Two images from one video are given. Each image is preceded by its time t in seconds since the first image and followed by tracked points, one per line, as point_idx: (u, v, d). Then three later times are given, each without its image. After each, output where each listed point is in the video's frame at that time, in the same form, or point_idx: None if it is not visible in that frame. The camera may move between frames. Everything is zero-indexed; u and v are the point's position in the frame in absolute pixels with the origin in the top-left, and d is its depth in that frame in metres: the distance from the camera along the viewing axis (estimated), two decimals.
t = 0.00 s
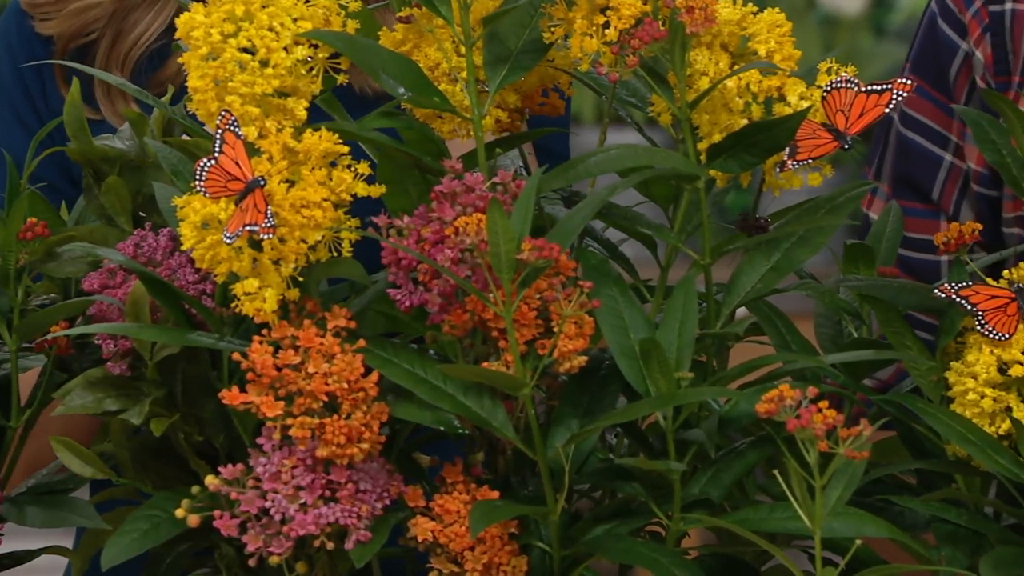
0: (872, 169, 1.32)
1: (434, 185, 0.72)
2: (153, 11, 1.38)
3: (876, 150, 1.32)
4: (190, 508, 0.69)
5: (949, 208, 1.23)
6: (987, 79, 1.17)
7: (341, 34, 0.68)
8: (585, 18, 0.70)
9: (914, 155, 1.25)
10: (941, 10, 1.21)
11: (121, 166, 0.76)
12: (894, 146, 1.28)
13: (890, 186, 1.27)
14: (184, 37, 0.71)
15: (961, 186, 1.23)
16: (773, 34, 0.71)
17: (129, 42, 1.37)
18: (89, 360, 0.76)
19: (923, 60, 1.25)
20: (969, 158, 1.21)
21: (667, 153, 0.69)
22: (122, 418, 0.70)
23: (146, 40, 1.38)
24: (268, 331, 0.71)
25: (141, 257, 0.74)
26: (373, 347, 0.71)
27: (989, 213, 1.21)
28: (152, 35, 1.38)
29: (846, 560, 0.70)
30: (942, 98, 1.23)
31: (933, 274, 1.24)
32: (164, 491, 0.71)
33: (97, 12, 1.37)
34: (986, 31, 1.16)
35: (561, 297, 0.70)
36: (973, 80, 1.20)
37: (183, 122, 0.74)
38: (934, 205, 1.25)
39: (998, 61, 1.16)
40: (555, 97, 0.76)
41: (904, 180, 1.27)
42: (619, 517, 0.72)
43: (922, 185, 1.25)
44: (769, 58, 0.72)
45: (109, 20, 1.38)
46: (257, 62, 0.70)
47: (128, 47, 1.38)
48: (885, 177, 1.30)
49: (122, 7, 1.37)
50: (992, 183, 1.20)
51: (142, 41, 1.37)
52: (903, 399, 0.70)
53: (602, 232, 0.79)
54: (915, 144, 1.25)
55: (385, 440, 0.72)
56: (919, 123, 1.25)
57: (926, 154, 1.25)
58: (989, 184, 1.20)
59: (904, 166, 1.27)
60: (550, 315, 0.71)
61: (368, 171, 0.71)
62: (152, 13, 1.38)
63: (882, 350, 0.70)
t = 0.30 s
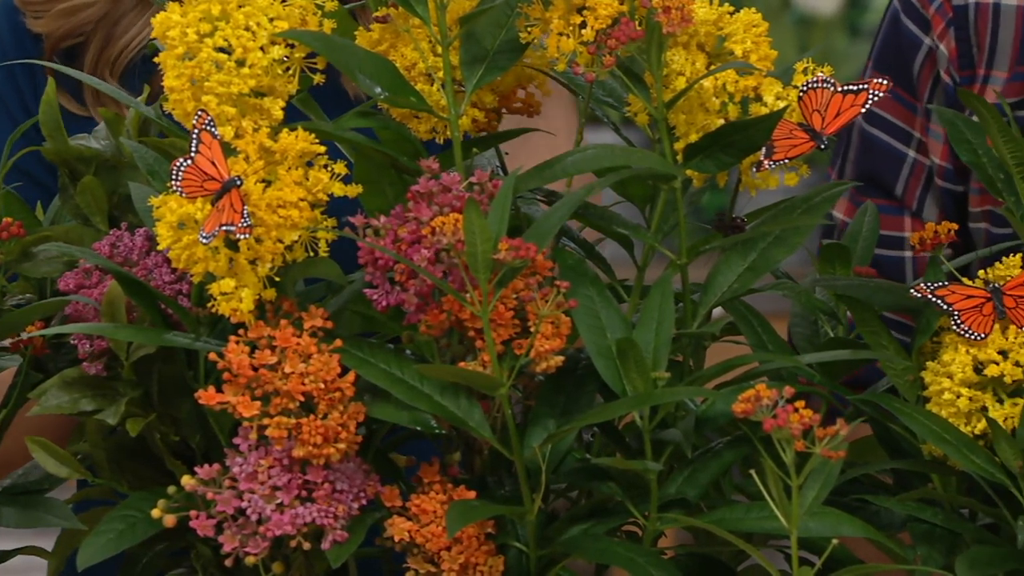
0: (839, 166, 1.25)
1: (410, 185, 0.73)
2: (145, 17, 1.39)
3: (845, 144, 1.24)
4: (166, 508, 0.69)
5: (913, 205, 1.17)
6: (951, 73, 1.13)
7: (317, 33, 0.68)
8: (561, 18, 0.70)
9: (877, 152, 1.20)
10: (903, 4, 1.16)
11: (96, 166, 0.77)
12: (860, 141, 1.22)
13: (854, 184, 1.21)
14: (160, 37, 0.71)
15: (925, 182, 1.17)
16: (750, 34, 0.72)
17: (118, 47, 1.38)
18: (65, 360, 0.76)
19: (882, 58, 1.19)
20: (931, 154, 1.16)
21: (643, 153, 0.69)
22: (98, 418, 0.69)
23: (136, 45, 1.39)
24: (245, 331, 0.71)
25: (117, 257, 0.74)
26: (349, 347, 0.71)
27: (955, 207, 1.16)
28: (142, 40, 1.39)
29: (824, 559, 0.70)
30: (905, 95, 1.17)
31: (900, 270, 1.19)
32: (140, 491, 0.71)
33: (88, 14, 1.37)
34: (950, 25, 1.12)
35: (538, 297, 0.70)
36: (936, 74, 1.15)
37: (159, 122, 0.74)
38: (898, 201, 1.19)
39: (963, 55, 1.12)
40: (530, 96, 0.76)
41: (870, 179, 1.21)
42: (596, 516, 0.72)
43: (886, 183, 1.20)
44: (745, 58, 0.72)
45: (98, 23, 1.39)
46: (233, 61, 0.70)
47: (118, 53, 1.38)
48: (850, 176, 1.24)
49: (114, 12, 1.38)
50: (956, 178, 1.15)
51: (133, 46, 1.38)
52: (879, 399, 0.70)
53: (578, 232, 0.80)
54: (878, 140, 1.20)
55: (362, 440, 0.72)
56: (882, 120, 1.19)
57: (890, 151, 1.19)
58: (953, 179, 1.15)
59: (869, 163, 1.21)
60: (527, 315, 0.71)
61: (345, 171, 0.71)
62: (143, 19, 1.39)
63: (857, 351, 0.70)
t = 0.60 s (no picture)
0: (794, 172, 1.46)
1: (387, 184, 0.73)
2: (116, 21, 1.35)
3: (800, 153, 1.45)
4: (142, 509, 0.69)
5: (874, 201, 1.37)
6: (910, 69, 1.36)
7: (294, 32, 0.68)
8: (538, 18, 0.71)
9: (838, 152, 1.40)
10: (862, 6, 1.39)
11: (72, 166, 0.77)
12: (815, 145, 1.42)
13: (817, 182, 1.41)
14: (136, 36, 0.71)
15: (883, 181, 1.38)
16: (725, 34, 0.72)
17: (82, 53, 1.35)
18: (41, 360, 0.76)
19: (841, 53, 1.41)
20: (892, 151, 1.37)
21: (620, 153, 0.69)
22: (73, 418, 0.69)
23: (103, 50, 1.35)
24: (221, 331, 0.71)
25: (93, 257, 0.74)
26: (326, 347, 0.71)
27: (912, 204, 1.37)
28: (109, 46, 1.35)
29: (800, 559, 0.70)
30: (869, 97, 1.38)
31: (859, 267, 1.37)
32: (116, 492, 0.71)
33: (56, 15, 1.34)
34: (906, 22, 1.36)
35: (515, 296, 0.70)
36: (895, 72, 1.38)
37: (135, 122, 0.74)
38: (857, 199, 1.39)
39: (921, 51, 1.36)
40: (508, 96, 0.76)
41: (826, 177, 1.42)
42: (572, 517, 0.72)
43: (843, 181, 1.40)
44: (721, 58, 0.72)
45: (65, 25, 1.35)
46: (209, 61, 0.70)
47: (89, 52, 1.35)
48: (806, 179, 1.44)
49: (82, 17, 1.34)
50: (916, 175, 1.37)
51: (97, 53, 1.34)
52: (856, 399, 0.71)
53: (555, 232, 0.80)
54: (837, 141, 1.40)
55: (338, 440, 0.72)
56: (847, 124, 1.40)
57: (850, 152, 1.40)
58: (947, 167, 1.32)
59: (827, 162, 1.41)
60: (504, 315, 0.71)
61: (321, 171, 0.71)
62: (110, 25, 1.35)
63: (834, 351, 0.70)
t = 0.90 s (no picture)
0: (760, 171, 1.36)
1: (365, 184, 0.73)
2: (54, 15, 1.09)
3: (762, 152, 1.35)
4: (118, 509, 0.69)
5: (842, 195, 1.27)
6: (870, 59, 1.25)
7: (270, 32, 0.68)
8: (515, 18, 0.70)
9: (801, 150, 1.30)
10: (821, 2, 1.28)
11: (48, 165, 0.77)
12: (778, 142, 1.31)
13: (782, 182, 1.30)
14: (112, 36, 0.71)
15: (850, 175, 1.28)
16: (702, 34, 0.72)
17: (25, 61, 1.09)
18: (16, 360, 0.76)
19: (800, 57, 1.30)
20: (857, 144, 1.27)
21: (596, 152, 0.69)
22: (49, 418, 0.69)
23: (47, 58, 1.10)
24: (197, 331, 0.71)
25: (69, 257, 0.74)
26: (302, 346, 0.71)
27: (881, 195, 1.28)
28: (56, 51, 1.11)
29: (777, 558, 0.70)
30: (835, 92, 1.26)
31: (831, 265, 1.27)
32: (92, 492, 0.71)
33: None
34: (864, 15, 1.25)
35: (491, 296, 0.70)
36: (855, 64, 1.27)
37: (111, 121, 0.74)
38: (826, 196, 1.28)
39: (880, 44, 1.25)
40: (483, 98, 0.76)
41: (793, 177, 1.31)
42: (549, 516, 0.72)
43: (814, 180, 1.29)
44: (698, 58, 0.72)
45: None
46: (186, 61, 0.70)
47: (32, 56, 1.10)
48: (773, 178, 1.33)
49: None
50: (882, 167, 1.27)
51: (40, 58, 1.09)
52: (833, 399, 0.71)
53: (531, 232, 0.80)
54: (804, 141, 1.29)
55: (314, 440, 0.72)
56: (811, 122, 1.28)
57: (816, 150, 1.29)
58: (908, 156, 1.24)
59: (791, 161, 1.31)
60: (481, 315, 0.71)
61: (298, 171, 0.71)
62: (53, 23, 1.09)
63: (811, 351, 0.70)
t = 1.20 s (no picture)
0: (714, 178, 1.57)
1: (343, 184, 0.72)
2: None
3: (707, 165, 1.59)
4: (94, 509, 0.69)
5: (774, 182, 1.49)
6: (820, 46, 1.38)
7: (246, 32, 0.67)
8: (492, 17, 0.70)
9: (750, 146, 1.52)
10: (779, 0, 1.45)
11: (23, 166, 0.78)
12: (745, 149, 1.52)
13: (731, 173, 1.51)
14: (89, 36, 0.71)
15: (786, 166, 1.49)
16: (679, 34, 0.72)
17: None
18: None
19: (765, 53, 1.46)
20: (795, 133, 1.42)
21: (574, 152, 0.68)
22: (25, 418, 0.69)
23: None
24: (174, 331, 0.71)
25: (45, 256, 0.74)
26: (279, 346, 0.71)
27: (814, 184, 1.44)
28: None
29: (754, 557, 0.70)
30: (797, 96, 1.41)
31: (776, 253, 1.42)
32: (69, 492, 0.71)
33: None
34: (817, 5, 1.38)
35: (469, 296, 0.70)
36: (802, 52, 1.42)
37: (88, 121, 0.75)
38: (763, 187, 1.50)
39: (831, 32, 1.38)
40: (460, 98, 0.76)
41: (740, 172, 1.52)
42: (526, 516, 0.72)
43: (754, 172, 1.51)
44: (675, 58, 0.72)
45: None
46: (162, 60, 0.70)
47: None
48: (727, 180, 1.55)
49: None
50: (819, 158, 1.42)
51: None
52: (810, 399, 0.71)
53: (507, 231, 0.81)
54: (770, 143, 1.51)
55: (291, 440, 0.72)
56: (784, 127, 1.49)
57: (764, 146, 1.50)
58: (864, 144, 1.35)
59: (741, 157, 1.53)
60: (458, 315, 0.71)
61: (275, 171, 0.71)
62: None
63: (787, 350, 0.69)
